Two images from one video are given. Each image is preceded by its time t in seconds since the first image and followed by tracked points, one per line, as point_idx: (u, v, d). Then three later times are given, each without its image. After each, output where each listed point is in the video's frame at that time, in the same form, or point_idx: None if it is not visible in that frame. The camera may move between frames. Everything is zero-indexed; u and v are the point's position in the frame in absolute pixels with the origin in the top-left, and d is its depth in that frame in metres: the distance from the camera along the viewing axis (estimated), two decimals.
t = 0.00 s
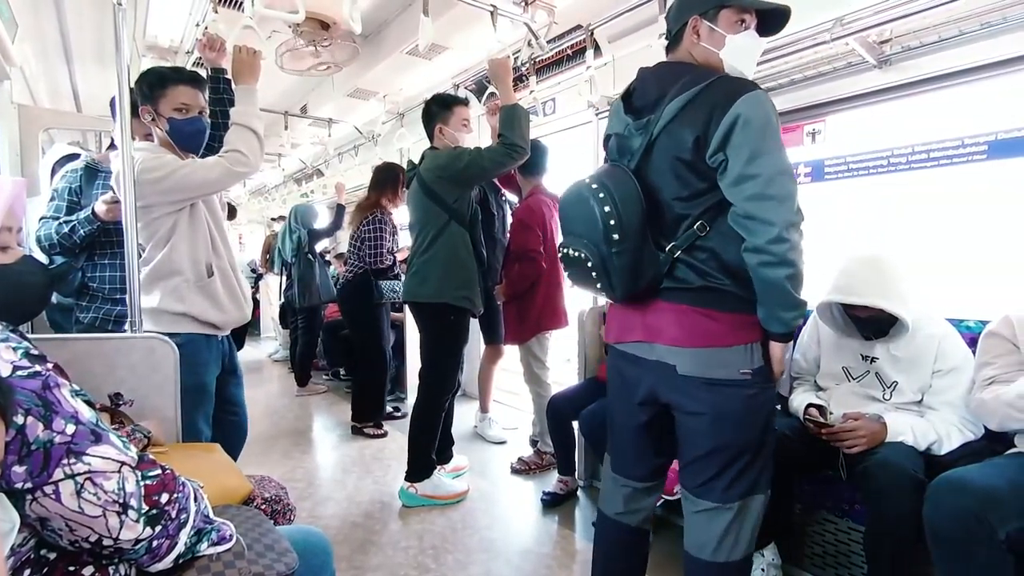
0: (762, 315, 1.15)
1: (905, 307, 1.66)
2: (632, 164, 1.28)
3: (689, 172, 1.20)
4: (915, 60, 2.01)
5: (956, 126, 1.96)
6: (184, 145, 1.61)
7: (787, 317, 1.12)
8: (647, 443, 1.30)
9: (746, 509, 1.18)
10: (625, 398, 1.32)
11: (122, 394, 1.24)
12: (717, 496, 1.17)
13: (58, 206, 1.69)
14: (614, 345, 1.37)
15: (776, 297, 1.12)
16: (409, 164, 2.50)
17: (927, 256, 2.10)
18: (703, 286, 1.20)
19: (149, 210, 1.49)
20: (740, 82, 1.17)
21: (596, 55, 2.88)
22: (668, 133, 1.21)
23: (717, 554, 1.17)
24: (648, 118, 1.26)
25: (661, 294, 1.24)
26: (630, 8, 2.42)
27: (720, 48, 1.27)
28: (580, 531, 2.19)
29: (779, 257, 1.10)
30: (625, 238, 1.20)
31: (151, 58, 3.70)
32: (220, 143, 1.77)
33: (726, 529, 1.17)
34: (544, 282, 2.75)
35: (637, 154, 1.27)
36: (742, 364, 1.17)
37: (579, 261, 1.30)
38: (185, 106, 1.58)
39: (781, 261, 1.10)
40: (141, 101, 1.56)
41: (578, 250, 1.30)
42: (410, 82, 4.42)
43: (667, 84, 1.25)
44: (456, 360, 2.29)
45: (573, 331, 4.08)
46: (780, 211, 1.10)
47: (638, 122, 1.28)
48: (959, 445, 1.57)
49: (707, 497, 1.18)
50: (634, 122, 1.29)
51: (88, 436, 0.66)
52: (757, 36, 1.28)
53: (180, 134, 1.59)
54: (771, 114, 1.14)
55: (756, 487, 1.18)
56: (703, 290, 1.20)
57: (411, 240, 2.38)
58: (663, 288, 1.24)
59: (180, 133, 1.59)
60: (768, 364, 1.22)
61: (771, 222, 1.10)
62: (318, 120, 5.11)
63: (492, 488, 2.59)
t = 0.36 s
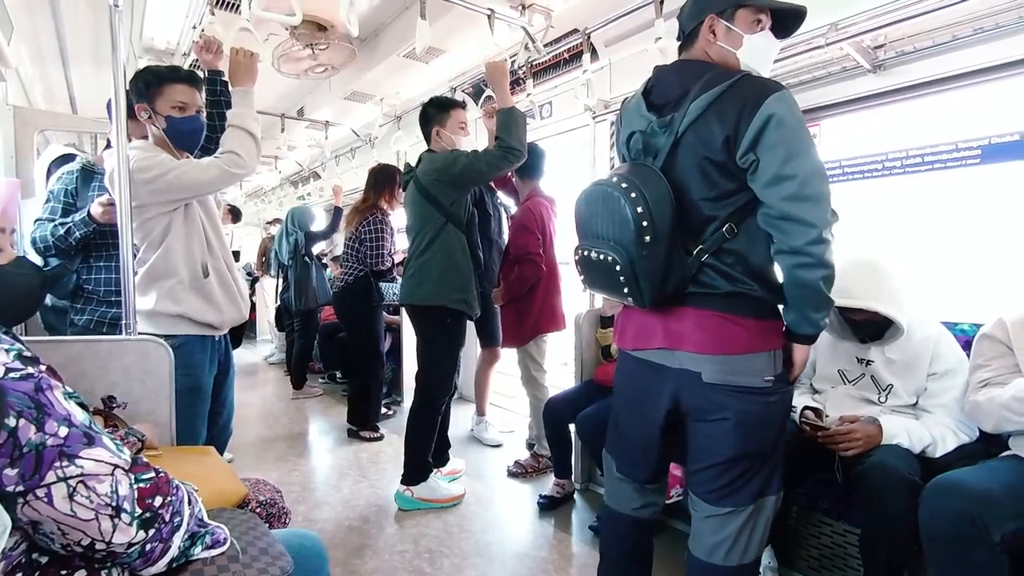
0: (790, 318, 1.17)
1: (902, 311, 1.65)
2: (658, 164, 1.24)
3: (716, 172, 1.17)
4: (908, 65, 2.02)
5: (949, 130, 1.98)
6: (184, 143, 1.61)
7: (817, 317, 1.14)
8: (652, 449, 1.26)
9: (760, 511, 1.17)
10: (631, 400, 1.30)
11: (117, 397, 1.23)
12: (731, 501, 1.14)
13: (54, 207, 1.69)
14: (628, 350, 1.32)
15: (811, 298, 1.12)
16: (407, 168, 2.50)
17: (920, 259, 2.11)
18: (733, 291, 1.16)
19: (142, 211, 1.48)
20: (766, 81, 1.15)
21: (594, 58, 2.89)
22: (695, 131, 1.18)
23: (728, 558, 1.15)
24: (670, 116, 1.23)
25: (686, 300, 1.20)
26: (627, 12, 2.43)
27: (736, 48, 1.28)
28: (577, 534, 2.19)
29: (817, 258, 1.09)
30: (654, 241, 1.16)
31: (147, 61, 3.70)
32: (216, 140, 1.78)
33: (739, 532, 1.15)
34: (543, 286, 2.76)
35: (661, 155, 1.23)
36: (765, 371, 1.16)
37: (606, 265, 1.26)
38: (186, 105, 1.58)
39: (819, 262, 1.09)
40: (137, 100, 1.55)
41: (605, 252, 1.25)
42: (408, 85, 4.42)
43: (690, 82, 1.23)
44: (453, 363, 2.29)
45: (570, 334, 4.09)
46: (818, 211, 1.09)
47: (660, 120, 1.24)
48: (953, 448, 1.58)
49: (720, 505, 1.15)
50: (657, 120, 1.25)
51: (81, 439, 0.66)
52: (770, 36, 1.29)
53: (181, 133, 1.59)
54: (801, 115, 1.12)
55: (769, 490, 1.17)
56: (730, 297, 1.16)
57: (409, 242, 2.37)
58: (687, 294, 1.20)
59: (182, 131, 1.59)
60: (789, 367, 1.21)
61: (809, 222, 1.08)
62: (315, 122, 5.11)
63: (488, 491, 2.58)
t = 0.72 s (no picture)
0: (785, 320, 1.15)
1: (890, 316, 1.67)
2: (644, 170, 1.26)
3: (705, 177, 1.18)
4: (897, 73, 2.05)
5: (937, 137, 2.01)
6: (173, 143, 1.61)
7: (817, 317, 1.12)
8: (644, 452, 1.27)
9: (752, 515, 1.17)
10: (623, 404, 1.30)
11: (105, 402, 1.22)
12: (724, 505, 1.14)
13: (41, 210, 1.67)
14: (621, 354, 1.32)
15: (810, 297, 1.10)
16: (398, 172, 2.50)
17: (908, 265, 2.13)
18: (725, 294, 1.17)
19: (129, 214, 1.47)
20: (752, 88, 1.16)
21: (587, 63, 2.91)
22: (682, 138, 1.19)
23: (720, 561, 1.15)
24: (658, 123, 1.24)
25: (679, 303, 1.21)
26: (620, 18, 2.45)
27: (723, 54, 1.28)
28: (570, 539, 2.19)
29: (814, 258, 1.08)
30: (644, 247, 1.17)
31: (139, 63, 3.68)
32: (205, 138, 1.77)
33: (730, 536, 1.15)
34: (535, 289, 2.75)
35: (648, 162, 1.25)
36: (756, 376, 1.16)
37: (596, 271, 1.26)
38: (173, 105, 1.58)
39: (815, 262, 1.08)
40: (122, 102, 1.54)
41: (593, 257, 1.26)
42: (402, 88, 4.43)
43: (677, 90, 1.23)
44: (445, 368, 2.28)
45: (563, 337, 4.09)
46: (812, 212, 1.09)
47: (648, 127, 1.25)
48: (942, 451, 1.60)
49: (713, 508, 1.15)
50: (645, 127, 1.26)
51: (70, 445, 0.65)
52: (755, 43, 1.31)
53: (170, 134, 1.59)
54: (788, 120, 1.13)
55: (762, 494, 1.16)
56: (723, 301, 1.17)
57: (401, 246, 2.37)
58: (679, 298, 1.21)
59: (171, 132, 1.59)
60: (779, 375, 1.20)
61: (803, 223, 1.08)
62: (308, 125, 5.09)
63: (481, 496, 2.58)
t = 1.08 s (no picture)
0: (762, 327, 1.15)
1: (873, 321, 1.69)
2: (627, 180, 1.27)
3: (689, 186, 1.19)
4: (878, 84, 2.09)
5: (917, 147, 2.05)
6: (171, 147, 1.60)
7: (794, 325, 1.12)
8: (631, 458, 1.28)
9: (737, 522, 1.18)
10: (610, 409, 1.31)
11: (87, 408, 1.21)
12: (711, 510, 1.15)
13: (23, 212, 1.66)
14: (608, 361, 1.33)
15: (784, 305, 1.10)
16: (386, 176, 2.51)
17: (890, 271, 2.16)
18: (710, 301, 1.18)
19: (115, 219, 1.44)
20: (733, 97, 1.18)
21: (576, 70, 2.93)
22: (665, 147, 1.20)
23: (706, 566, 1.16)
24: (641, 132, 1.25)
25: (665, 310, 1.22)
26: (608, 26, 2.47)
27: (705, 63, 1.30)
28: (557, 543, 2.19)
29: (786, 265, 1.08)
30: (627, 255, 1.18)
31: (124, 64, 3.64)
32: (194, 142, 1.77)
33: (716, 542, 1.16)
34: (524, 294, 2.75)
35: (632, 171, 1.26)
36: (742, 381, 1.16)
37: (582, 279, 1.27)
38: (174, 107, 1.59)
39: (788, 269, 1.08)
40: (123, 102, 1.53)
41: (579, 265, 1.27)
42: (391, 93, 4.42)
43: (659, 99, 1.25)
44: (433, 373, 2.28)
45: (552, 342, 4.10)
46: (786, 220, 1.09)
47: (632, 137, 1.26)
48: (922, 454, 1.62)
49: (699, 513, 1.16)
50: (629, 137, 1.27)
51: (51, 452, 0.64)
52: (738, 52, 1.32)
53: (171, 136, 1.59)
54: (766, 129, 1.14)
55: (748, 501, 1.17)
56: (708, 307, 1.18)
57: (388, 251, 2.36)
58: (665, 304, 1.22)
59: (173, 134, 1.58)
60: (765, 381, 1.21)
61: (776, 231, 1.08)
62: (296, 129, 5.06)
63: (469, 501, 2.57)
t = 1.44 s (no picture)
0: (745, 330, 1.15)
1: (848, 324, 1.71)
2: (615, 183, 1.28)
3: (676, 190, 1.20)
4: (854, 92, 2.13)
5: (893, 154, 2.09)
6: (158, 147, 1.65)
7: (778, 327, 1.12)
8: (614, 461, 1.28)
9: (720, 525, 1.18)
10: (594, 412, 1.32)
11: (57, 413, 1.17)
12: (694, 513, 1.16)
13: None
14: (594, 365, 1.33)
15: (768, 307, 1.11)
16: (369, 178, 2.49)
17: (865, 275, 2.20)
18: (695, 305, 1.19)
19: (100, 214, 1.43)
20: (719, 104, 1.19)
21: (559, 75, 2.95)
22: (652, 152, 1.21)
23: (688, 569, 1.16)
24: (628, 137, 1.26)
25: (653, 314, 1.22)
26: (591, 31, 2.49)
27: (689, 69, 1.31)
28: (540, 547, 2.19)
29: (771, 268, 1.09)
30: (616, 259, 1.18)
31: (99, 62, 3.57)
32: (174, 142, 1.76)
33: (697, 545, 1.16)
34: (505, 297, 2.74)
35: (620, 174, 1.27)
36: (726, 385, 1.17)
37: (569, 283, 1.27)
38: (165, 110, 1.63)
39: (773, 272, 1.09)
40: (113, 102, 1.55)
41: (567, 269, 1.27)
42: (373, 95, 4.40)
43: (645, 106, 1.26)
44: (415, 377, 2.26)
45: (535, 345, 4.11)
46: (771, 224, 1.10)
47: (620, 141, 1.27)
48: (895, 455, 1.65)
49: (682, 517, 1.16)
50: (617, 141, 1.28)
51: (16, 459, 0.63)
52: (720, 61, 1.35)
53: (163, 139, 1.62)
54: (751, 134, 1.15)
55: (729, 506, 1.18)
56: (696, 311, 1.19)
57: (371, 254, 2.34)
58: (653, 308, 1.23)
59: (163, 136, 1.65)
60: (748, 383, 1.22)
61: (761, 234, 1.09)
62: (277, 130, 5.01)
63: (450, 506, 2.56)
